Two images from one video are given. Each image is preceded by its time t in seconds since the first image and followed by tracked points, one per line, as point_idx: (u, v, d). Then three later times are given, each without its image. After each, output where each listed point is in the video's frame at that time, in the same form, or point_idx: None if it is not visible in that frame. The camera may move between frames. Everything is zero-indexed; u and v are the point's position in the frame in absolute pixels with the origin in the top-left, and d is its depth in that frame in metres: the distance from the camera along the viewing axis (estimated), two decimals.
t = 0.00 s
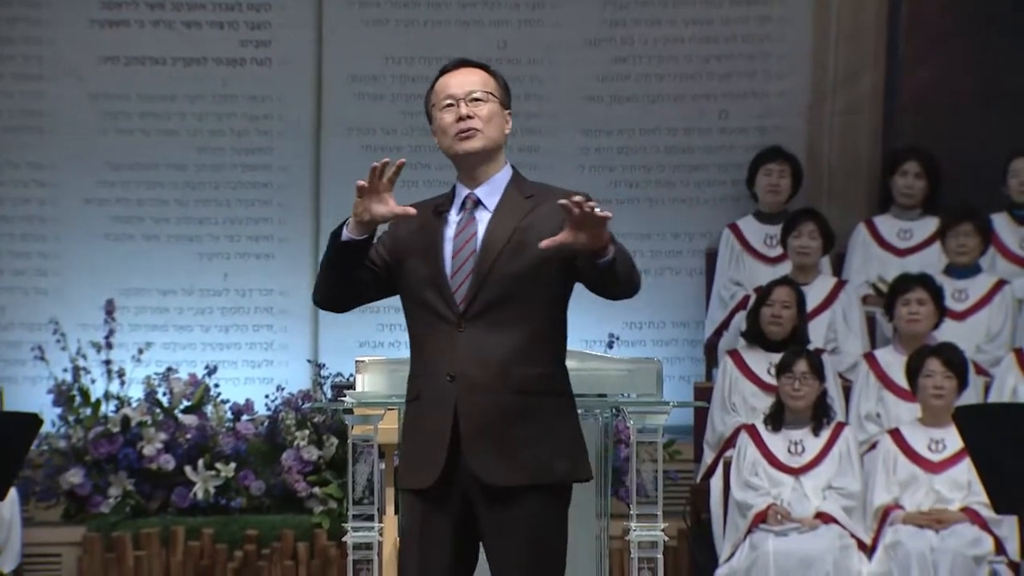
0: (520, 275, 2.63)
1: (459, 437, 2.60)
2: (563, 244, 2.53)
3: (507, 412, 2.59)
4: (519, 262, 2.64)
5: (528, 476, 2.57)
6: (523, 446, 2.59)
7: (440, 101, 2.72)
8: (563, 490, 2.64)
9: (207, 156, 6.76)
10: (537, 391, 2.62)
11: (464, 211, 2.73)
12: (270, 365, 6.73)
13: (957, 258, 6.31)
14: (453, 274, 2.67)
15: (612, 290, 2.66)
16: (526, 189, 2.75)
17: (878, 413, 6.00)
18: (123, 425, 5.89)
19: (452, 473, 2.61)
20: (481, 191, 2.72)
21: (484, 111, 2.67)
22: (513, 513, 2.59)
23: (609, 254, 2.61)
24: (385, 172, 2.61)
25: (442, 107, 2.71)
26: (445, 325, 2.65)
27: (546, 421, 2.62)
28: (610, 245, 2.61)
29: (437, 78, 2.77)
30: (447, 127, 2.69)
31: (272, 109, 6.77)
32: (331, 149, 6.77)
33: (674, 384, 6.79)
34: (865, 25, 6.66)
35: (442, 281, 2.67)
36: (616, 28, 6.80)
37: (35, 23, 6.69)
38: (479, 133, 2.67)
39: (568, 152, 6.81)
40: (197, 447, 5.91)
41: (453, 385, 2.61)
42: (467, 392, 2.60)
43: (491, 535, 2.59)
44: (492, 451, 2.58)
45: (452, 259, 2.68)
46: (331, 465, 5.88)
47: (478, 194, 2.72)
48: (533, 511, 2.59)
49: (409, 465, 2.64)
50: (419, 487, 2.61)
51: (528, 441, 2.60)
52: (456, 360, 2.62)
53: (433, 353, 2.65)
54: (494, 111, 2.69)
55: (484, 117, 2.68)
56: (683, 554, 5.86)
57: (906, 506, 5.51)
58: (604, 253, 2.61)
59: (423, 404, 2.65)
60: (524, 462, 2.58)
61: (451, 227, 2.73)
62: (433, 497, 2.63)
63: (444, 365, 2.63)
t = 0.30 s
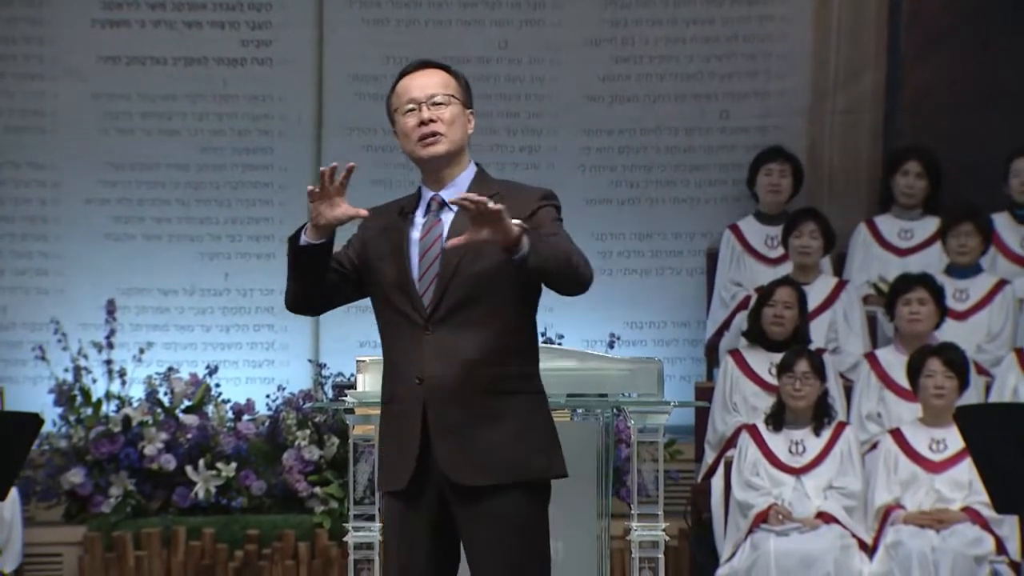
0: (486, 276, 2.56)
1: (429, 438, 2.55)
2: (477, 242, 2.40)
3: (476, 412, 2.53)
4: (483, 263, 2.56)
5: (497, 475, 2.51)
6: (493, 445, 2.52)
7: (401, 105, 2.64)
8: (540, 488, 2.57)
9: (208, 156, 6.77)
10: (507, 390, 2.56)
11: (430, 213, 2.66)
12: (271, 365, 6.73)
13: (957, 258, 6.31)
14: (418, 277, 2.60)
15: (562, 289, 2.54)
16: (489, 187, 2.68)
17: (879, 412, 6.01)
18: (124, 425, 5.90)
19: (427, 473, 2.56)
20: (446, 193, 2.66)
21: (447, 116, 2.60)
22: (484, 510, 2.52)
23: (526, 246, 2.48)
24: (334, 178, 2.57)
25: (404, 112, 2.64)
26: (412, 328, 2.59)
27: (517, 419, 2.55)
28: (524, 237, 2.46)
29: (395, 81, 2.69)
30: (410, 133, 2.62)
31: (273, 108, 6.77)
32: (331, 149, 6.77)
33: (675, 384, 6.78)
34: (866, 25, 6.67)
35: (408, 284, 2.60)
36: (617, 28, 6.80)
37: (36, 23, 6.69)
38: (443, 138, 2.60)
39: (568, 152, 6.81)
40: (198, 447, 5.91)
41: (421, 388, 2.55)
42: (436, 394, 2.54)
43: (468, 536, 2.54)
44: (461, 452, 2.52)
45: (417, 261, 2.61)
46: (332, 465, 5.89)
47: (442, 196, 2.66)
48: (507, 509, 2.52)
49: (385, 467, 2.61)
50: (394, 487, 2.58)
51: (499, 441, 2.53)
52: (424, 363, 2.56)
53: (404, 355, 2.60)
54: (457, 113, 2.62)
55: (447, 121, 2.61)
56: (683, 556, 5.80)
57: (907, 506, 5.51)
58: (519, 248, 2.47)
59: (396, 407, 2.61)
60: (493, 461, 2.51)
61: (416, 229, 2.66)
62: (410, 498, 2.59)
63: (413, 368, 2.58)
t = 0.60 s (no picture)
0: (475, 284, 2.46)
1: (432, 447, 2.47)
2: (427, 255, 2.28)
3: (478, 417, 2.46)
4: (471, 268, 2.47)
5: (506, 478, 2.46)
6: (498, 448, 2.47)
7: (368, 119, 2.51)
8: (539, 484, 2.54)
9: (208, 153, 6.77)
10: (506, 391, 2.50)
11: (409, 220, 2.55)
12: (271, 363, 6.74)
13: (957, 256, 6.35)
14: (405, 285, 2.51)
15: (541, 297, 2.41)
16: (465, 188, 2.58)
17: (879, 410, 6.01)
18: (124, 423, 5.89)
19: (427, 482, 2.49)
20: (424, 199, 2.56)
21: (418, 127, 2.48)
22: (493, 514, 2.47)
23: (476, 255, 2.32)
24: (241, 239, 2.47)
25: (372, 126, 2.51)
26: (401, 339, 2.50)
27: (516, 420, 2.50)
28: (476, 243, 2.32)
29: (356, 91, 2.55)
30: (380, 148, 2.49)
31: (273, 106, 6.77)
32: (331, 147, 6.77)
33: (675, 382, 6.79)
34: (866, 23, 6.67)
35: (395, 295, 2.50)
36: (617, 26, 6.79)
37: (36, 21, 6.69)
38: (417, 149, 2.48)
39: (568, 149, 6.82)
40: (197, 446, 5.92)
41: (419, 401, 2.46)
42: (437, 404, 2.46)
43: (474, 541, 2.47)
44: (468, 460, 2.45)
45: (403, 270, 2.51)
46: (332, 462, 5.86)
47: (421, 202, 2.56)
48: (515, 510, 2.48)
49: (378, 480, 2.51)
50: (395, 499, 2.48)
51: (504, 443, 2.47)
52: (420, 374, 2.47)
53: (395, 366, 2.50)
54: (426, 123, 2.50)
55: (418, 132, 2.48)
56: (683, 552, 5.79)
57: (906, 504, 5.52)
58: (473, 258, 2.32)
59: (389, 418, 2.51)
60: (500, 465, 2.46)
61: (396, 236, 2.55)
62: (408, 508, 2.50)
63: (407, 379, 2.48)
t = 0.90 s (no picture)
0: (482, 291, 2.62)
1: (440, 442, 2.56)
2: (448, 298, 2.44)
3: (485, 416, 2.58)
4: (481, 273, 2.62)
5: (508, 476, 2.58)
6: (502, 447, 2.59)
7: (393, 109, 2.63)
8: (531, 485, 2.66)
9: (208, 152, 6.77)
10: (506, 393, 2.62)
11: (418, 213, 2.65)
12: (271, 361, 6.74)
13: (957, 254, 6.33)
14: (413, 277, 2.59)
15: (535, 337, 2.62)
16: (470, 187, 2.69)
17: (878, 409, 6.01)
18: (123, 421, 5.89)
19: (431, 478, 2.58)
20: (434, 194, 2.66)
21: (442, 129, 2.61)
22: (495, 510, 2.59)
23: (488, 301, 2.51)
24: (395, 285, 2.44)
25: (396, 115, 2.63)
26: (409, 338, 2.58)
27: (513, 420, 2.62)
28: (492, 301, 2.51)
29: (384, 76, 2.66)
30: (401, 139, 2.62)
31: (273, 105, 6.77)
32: (331, 146, 6.77)
33: (674, 381, 6.79)
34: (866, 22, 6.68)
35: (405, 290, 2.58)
36: (617, 25, 6.80)
37: (36, 20, 6.69)
38: (437, 150, 2.62)
39: (568, 148, 6.82)
40: (197, 444, 5.92)
41: (429, 397, 2.56)
42: (444, 400, 2.56)
43: (478, 537, 2.59)
44: (473, 457, 2.56)
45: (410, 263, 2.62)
46: (331, 461, 5.88)
47: (430, 197, 2.66)
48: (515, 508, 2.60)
49: (379, 477, 2.58)
50: (399, 495, 2.55)
51: (507, 442, 2.59)
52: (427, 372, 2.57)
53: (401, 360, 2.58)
54: (449, 123, 2.63)
55: (440, 132, 2.62)
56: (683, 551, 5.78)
57: (906, 503, 5.52)
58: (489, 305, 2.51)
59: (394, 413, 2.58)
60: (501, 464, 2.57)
61: (404, 231, 2.65)
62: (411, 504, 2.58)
63: (416, 374, 2.57)
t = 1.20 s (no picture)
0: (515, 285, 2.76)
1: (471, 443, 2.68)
2: (498, 317, 2.60)
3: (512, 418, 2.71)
4: (516, 271, 2.76)
5: (531, 478, 2.71)
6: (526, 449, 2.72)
7: (424, 112, 2.74)
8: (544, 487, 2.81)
9: (208, 151, 6.77)
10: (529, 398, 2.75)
11: (451, 213, 2.79)
12: (271, 360, 6.74)
13: (957, 253, 6.35)
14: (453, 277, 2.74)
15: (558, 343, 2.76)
16: (500, 192, 2.83)
17: (879, 408, 6.01)
18: (124, 421, 5.88)
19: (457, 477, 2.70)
20: (466, 195, 2.79)
21: (471, 130, 2.72)
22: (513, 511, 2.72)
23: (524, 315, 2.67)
24: (481, 301, 2.58)
25: (426, 118, 2.74)
26: (446, 337, 2.70)
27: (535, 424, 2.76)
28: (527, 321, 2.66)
29: (413, 78, 2.77)
30: (433, 142, 2.73)
31: (273, 104, 6.77)
32: (331, 145, 6.77)
33: (675, 380, 6.79)
34: (866, 21, 6.68)
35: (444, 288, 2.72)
36: (617, 24, 6.80)
37: (36, 19, 6.69)
38: (467, 152, 2.73)
39: (568, 147, 6.82)
40: (197, 443, 5.91)
41: (464, 397, 2.67)
42: (478, 400, 2.68)
43: (496, 536, 2.72)
44: (502, 456, 2.68)
45: (450, 262, 2.76)
46: (331, 460, 5.90)
47: (464, 197, 2.79)
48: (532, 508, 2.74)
49: (408, 471, 2.68)
50: (429, 490, 2.65)
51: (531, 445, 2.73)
52: (462, 372, 2.69)
53: (436, 358, 2.70)
54: (478, 125, 2.74)
55: (470, 133, 2.73)
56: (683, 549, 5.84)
57: (906, 502, 5.51)
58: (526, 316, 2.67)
59: (427, 411, 2.69)
60: (527, 466, 2.70)
61: (440, 231, 2.78)
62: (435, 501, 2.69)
63: (451, 374, 2.69)
